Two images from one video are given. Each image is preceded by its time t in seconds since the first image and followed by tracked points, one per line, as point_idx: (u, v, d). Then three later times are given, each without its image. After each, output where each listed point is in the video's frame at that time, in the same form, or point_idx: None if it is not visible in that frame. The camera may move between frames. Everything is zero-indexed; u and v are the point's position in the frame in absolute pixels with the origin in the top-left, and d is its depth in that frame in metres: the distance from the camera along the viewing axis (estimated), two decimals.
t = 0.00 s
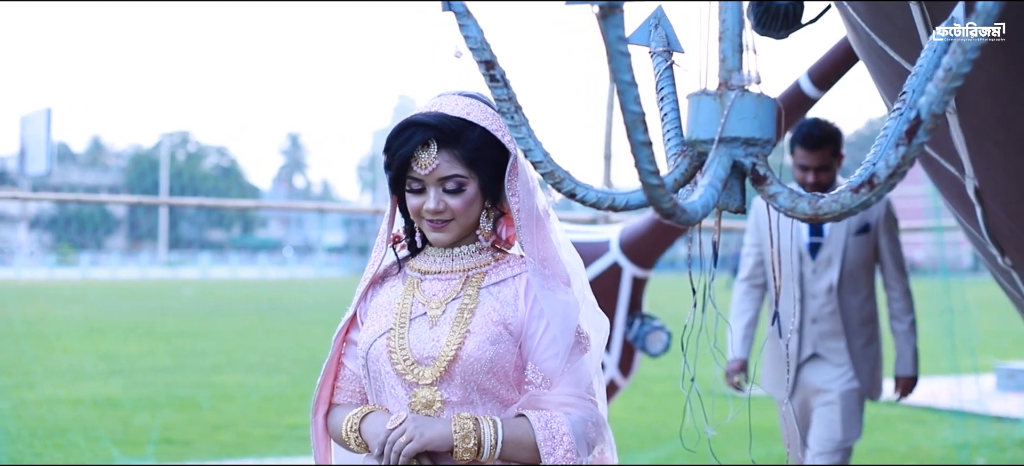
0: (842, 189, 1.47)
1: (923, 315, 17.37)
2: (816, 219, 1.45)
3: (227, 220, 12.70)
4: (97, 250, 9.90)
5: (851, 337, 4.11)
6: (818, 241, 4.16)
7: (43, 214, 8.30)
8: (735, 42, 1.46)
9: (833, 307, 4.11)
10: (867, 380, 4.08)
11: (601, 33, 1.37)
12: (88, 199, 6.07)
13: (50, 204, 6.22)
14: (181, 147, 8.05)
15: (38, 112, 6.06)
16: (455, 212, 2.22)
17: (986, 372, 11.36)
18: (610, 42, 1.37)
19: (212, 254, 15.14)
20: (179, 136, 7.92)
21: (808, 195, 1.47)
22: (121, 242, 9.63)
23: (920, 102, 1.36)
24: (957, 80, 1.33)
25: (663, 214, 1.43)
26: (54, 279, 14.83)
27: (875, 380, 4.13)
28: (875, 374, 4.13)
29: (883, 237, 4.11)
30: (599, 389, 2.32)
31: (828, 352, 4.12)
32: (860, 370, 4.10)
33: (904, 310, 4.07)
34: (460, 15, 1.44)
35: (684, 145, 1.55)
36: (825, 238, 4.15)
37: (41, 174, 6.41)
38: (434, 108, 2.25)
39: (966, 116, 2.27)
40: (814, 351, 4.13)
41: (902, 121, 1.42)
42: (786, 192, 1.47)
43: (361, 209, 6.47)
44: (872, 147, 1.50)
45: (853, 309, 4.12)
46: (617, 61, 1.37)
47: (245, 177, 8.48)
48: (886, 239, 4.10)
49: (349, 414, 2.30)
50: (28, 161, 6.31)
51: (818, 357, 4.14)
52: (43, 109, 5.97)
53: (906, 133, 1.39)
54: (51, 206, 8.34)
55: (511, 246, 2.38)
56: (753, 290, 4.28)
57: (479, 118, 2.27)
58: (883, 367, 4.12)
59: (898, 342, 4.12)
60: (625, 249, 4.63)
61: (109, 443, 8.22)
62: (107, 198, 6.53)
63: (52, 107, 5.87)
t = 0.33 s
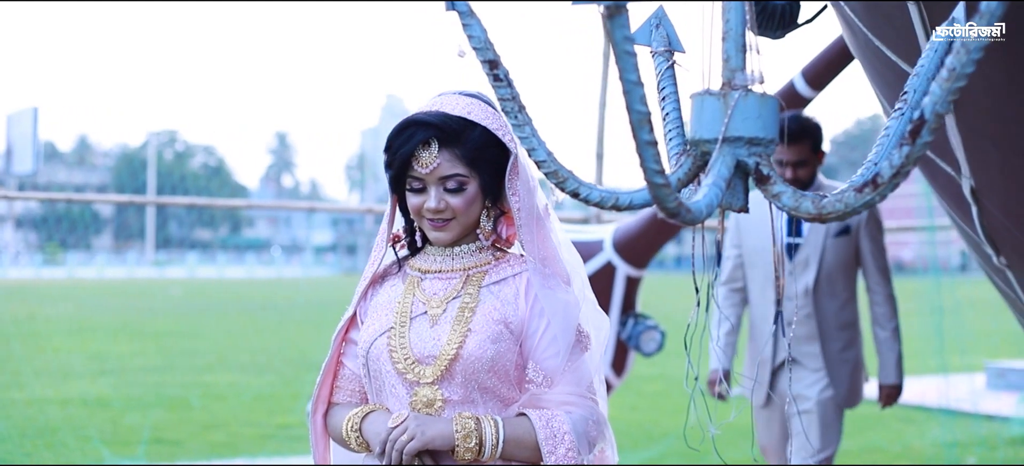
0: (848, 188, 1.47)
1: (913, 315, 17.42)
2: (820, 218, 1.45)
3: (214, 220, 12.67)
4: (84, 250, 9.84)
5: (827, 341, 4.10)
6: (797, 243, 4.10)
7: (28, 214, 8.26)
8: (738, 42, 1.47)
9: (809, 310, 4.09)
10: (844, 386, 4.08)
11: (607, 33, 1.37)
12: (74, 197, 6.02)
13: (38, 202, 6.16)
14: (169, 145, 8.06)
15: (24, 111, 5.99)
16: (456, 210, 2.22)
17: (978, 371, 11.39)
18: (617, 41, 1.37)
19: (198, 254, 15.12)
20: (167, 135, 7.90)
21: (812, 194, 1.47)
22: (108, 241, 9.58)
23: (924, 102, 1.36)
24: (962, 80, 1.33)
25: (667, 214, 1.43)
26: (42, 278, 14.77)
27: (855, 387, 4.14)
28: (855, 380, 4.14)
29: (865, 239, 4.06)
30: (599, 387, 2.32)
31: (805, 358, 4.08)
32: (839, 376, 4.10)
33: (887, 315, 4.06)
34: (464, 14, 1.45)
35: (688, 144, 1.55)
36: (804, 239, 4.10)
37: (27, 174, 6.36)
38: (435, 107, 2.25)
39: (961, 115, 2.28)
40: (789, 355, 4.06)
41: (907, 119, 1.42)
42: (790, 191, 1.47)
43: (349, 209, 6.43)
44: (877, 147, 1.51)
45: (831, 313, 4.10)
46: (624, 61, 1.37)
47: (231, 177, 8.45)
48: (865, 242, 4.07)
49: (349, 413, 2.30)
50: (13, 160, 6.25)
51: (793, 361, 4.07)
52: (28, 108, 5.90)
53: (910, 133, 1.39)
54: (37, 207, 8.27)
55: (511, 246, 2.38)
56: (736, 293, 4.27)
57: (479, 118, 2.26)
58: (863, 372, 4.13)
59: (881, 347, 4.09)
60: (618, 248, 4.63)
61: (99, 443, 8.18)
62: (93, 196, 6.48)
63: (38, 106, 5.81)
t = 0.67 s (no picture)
0: (853, 186, 1.47)
1: (904, 313, 17.51)
2: (825, 217, 1.45)
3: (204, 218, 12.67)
4: (73, 250, 9.77)
5: (805, 337, 3.99)
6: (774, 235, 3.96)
7: (15, 213, 8.02)
8: (742, 42, 1.48)
9: (786, 304, 3.97)
10: (822, 383, 3.97)
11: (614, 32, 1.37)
12: (63, 196, 5.97)
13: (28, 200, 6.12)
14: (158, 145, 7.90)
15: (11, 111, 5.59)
16: (457, 209, 2.22)
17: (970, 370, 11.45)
18: (624, 40, 1.37)
19: (187, 253, 15.12)
20: (156, 134, 7.65)
21: (817, 193, 1.48)
22: (96, 240, 9.45)
23: (929, 102, 1.36)
24: (967, 80, 1.34)
25: (674, 212, 1.43)
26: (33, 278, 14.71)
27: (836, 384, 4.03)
28: (835, 378, 4.03)
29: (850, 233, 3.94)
30: (601, 385, 2.33)
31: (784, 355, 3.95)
32: (817, 372, 4.00)
33: (868, 311, 3.98)
34: (468, 13, 1.45)
35: (692, 143, 1.55)
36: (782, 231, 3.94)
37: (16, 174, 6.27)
38: (437, 106, 2.24)
39: (962, 116, 2.28)
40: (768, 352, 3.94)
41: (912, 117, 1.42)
42: (794, 191, 1.48)
43: (339, 208, 6.40)
44: (879, 146, 1.52)
45: (810, 308, 3.98)
46: (631, 60, 1.37)
47: (223, 177, 8.70)
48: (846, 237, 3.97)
49: (351, 412, 2.30)
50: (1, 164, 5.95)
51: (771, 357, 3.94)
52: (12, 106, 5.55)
53: (915, 132, 1.40)
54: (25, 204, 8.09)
55: (512, 245, 2.38)
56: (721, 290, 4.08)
57: (482, 117, 2.27)
58: (843, 369, 4.01)
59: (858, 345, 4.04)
60: (614, 248, 4.62)
61: (91, 442, 8.16)
62: (84, 194, 6.45)
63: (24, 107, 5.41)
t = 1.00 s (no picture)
0: (860, 185, 1.48)
1: (896, 312, 17.60)
2: (832, 216, 1.46)
3: (194, 217, 12.70)
4: (65, 249, 9.74)
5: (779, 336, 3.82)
6: (753, 230, 3.88)
7: (8, 212, 7.67)
8: (748, 41, 1.48)
9: (762, 301, 3.83)
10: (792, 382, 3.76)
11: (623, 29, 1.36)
12: (55, 195, 5.95)
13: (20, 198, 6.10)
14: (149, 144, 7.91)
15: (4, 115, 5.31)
16: (462, 208, 2.22)
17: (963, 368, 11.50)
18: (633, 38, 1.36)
19: (177, 252, 15.16)
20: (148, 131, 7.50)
21: (823, 191, 1.48)
22: (87, 239, 9.39)
23: (937, 102, 1.35)
24: (974, 79, 1.33)
25: (681, 211, 1.44)
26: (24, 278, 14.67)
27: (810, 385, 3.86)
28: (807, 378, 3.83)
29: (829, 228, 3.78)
30: (605, 385, 2.33)
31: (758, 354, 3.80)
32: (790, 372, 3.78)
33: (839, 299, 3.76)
34: (475, 13, 1.45)
35: (698, 142, 1.55)
36: (761, 227, 3.87)
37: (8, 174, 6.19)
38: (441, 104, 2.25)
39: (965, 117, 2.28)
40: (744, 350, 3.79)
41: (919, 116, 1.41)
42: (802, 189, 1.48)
43: (334, 208, 6.38)
44: (885, 145, 1.53)
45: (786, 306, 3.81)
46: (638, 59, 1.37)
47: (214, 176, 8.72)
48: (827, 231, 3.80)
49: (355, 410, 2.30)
50: None
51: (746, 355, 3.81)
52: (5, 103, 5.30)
53: (923, 131, 1.39)
54: (17, 204, 7.76)
55: (516, 243, 2.39)
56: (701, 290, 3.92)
57: (486, 115, 2.27)
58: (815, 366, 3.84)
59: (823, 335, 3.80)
60: (610, 247, 4.64)
61: (85, 441, 8.16)
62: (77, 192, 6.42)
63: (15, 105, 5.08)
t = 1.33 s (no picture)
0: (869, 184, 1.48)
1: (891, 310, 17.65)
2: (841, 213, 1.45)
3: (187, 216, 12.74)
4: (59, 249, 9.72)
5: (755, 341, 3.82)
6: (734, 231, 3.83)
7: None
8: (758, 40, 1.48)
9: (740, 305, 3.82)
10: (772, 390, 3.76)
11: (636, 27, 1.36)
12: (49, 195, 5.93)
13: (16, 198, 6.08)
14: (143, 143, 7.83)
15: None
16: (469, 206, 2.23)
17: (959, 365, 11.54)
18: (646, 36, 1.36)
19: (171, 250, 15.17)
20: (141, 131, 7.40)
21: (833, 190, 1.48)
22: (82, 238, 9.39)
23: (947, 99, 1.35)
24: (984, 78, 1.34)
25: (692, 210, 1.44)
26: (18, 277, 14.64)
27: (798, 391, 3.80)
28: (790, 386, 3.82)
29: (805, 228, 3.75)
30: (611, 383, 2.34)
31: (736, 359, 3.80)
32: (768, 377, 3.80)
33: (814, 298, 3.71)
34: (484, 12, 1.45)
35: (708, 140, 1.55)
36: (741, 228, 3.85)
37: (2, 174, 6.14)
38: (449, 103, 2.25)
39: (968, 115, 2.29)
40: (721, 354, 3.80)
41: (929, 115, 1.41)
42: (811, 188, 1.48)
43: (329, 206, 6.39)
44: (892, 141, 1.54)
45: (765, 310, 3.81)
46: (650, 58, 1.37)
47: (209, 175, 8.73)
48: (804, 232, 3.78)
49: (361, 407, 2.30)
50: None
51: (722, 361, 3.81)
52: None
53: (933, 129, 1.39)
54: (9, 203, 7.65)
55: (522, 242, 2.39)
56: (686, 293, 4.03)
57: (494, 114, 2.28)
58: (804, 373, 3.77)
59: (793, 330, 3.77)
60: (610, 245, 4.64)
61: (82, 440, 8.17)
62: (72, 191, 6.39)
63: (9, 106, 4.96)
